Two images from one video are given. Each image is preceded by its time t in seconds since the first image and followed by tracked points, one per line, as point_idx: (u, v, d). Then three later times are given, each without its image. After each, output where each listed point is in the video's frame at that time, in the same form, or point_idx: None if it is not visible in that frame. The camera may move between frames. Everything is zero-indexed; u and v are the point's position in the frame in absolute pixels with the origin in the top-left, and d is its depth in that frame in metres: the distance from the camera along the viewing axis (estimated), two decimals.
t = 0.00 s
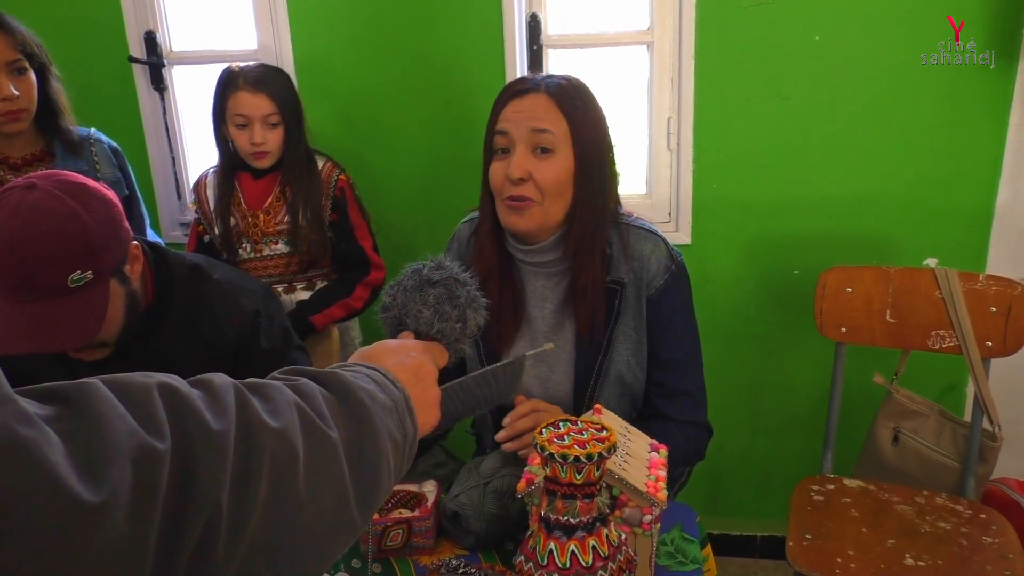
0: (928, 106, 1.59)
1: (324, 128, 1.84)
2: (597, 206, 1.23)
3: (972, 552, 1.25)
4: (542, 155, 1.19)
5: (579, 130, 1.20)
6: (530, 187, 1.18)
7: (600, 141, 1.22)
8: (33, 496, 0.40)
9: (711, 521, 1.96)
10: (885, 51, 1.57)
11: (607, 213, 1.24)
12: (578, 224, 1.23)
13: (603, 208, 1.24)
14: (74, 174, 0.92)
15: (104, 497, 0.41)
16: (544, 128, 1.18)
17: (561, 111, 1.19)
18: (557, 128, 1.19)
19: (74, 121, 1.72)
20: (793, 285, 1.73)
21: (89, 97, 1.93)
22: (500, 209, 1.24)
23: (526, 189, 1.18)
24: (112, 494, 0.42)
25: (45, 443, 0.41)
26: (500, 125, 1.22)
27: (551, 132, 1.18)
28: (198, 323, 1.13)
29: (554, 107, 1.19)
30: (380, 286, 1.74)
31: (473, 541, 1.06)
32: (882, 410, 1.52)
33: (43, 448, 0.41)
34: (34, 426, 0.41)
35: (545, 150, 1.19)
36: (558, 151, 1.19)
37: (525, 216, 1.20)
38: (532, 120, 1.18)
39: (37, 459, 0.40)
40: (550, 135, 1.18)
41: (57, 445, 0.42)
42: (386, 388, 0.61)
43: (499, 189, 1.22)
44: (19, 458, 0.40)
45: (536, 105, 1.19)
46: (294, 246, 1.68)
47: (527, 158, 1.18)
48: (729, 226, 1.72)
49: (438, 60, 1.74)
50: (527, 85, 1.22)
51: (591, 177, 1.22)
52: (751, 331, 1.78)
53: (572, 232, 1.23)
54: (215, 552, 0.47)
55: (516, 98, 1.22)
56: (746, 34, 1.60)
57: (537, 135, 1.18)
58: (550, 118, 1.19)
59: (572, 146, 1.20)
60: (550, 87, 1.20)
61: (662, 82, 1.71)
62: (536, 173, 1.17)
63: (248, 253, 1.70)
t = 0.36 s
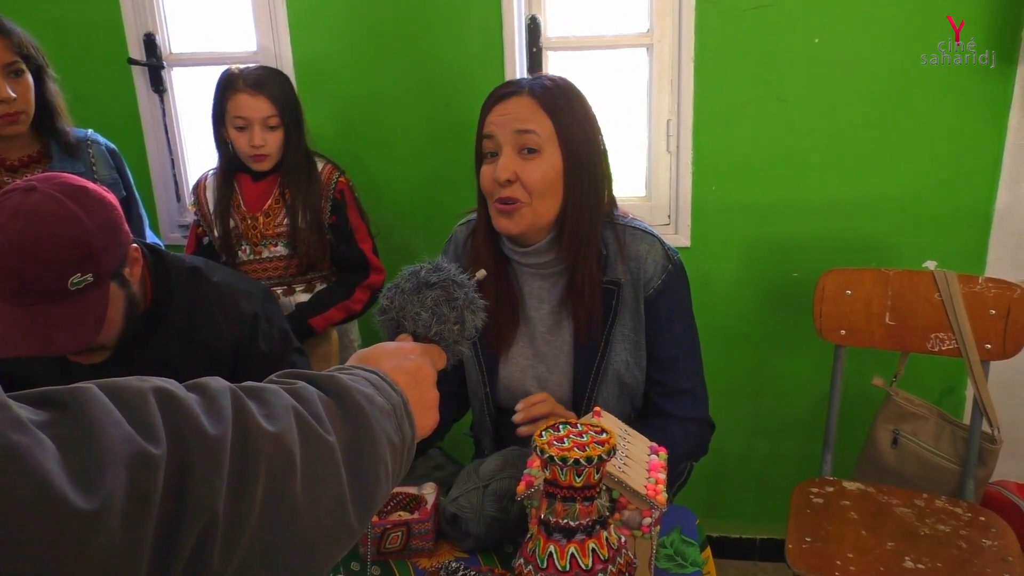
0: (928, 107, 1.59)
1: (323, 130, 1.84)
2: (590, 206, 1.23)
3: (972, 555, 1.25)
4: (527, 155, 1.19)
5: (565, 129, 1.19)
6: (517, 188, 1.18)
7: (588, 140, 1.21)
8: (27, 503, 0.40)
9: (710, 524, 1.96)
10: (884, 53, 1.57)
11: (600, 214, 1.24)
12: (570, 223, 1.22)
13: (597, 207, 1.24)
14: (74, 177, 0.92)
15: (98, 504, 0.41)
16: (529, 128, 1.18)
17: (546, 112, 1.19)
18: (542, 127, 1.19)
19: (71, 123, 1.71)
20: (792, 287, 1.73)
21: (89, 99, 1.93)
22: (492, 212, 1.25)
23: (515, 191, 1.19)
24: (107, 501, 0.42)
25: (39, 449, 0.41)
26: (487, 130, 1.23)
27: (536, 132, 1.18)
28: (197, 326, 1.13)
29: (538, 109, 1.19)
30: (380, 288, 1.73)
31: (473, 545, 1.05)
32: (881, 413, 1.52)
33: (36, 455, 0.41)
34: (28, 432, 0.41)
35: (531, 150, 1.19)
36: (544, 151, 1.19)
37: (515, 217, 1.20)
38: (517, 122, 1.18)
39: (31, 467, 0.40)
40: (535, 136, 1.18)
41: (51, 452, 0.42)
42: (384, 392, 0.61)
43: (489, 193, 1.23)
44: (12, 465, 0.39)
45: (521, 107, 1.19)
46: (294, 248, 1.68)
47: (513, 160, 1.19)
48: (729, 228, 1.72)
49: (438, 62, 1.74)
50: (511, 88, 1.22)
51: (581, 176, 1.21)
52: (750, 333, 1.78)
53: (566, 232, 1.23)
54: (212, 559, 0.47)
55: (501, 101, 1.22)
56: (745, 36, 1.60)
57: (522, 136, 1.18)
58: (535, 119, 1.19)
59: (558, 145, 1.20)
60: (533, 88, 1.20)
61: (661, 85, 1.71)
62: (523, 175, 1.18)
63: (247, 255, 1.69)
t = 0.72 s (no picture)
0: (927, 109, 1.59)
1: (323, 133, 1.84)
2: (589, 208, 1.23)
3: (972, 557, 1.25)
4: (526, 159, 1.19)
5: (562, 132, 1.19)
6: (519, 193, 1.19)
7: (586, 142, 1.22)
8: (21, 507, 0.39)
9: (709, 527, 1.95)
10: (884, 54, 1.57)
11: (600, 215, 1.24)
12: (570, 225, 1.23)
13: (597, 208, 1.24)
14: (72, 180, 0.92)
15: (92, 508, 0.41)
16: (526, 132, 1.18)
17: (543, 115, 1.19)
18: (539, 130, 1.18)
19: (70, 126, 1.72)
20: (791, 289, 1.73)
21: (88, 102, 1.93)
22: (493, 216, 1.25)
23: (515, 195, 1.19)
24: (101, 504, 0.42)
25: (32, 452, 0.41)
26: (484, 134, 1.23)
27: (533, 135, 1.18)
28: (196, 328, 1.13)
29: (534, 112, 1.19)
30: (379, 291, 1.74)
31: (472, 547, 1.05)
32: (880, 416, 1.53)
33: (30, 459, 0.40)
34: (22, 436, 0.41)
35: (529, 154, 1.19)
36: (542, 154, 1.19)
37: (517, 223, 1.21)
38: (514, 125, 1.18)
39: (24, 470, 0.40)
40: (533, 139, 1.18)
41: (45, 454, 0.42)
42: (381, 393, 0.61)
43: (489, 197, 1.23)
44: (6, 469, 0.39)
45: (517, 111, 1.19)
46: (293, 251, 1.68)
47: (512, 164, 1.19)
48: (728, 230, 1.72)
49: (437, 65, 1.74)
50: (506, 91, 1.22)
51: (579, 178, 1.22)
52: (749, 335, 1.78)
53: (566, 234, 1.23)
54: (207, 561, 0.47)
55: (498, 105, 1.22)
56: (744, 38, 1.61)
57: (520, 140, 1.18)
58: (532, 122, 1.19)
59: (556, 148, 1.20)
60: (529, 91, 1.20)
61: (660, 87, 1.71)
62: (523, 179, 1.18)
63: (246, 258, 1.69)
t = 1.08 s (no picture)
0: (927, 110, 1.59)
1: (322, 135, 1.84)
2: (592, 213, 1.23)
3: (971, 559, 1.25)
4: (528, 164, 1.19)
5: (564, 137, 1.19)
6: (521, 197, 1.19)
7: (589, 148, 1.22)
8: (16, 512, 0.39)
9: (709, 529, 1.95)
10: (883, 55, 1.57)
11: (603, 221, 1.24)
12: (573, 230, 1.23)
13: (600, 213, 1.24)
14: (71, 183, 0.92)
15: (87, 511, 0.41)
16: (528, 137, 1.18)
17: (545, 120, 1.19)
18: (541, 135, 1.18)
19: (71, 128, 1.72)
20: (790, 292, 1.73)
21: (87, 105, 1.94)
22: (496, 220, 1.25)
23: (519, 200, 1.19)
24: (97, 507, 0.42)
25: (27, 455, 0.41)
26: (486, 139, 1.23)
27: (536, 140, 1.18)
28: (194, 330, 1.13)
29: (536, 117, 1.19)
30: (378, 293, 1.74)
31: (472, 548, 1.05)
32: (879, 418, 1.53)
33: (25, 462, 0.40)
34: (17, 440, 0.41)
35: (532, 159, 1.19)
36: (544, 159, 1.19)
37: (520, 225, 1.20)
38: (516, 130, 1.18)
39: (19, 474, 0.40)
40: (535, 144, 1.18)
41: (40, 457, 0.42)
42: (379, 394, 0.61)
43: (493, 203, 1.23)
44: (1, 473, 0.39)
45: (519, 116, 1.19)
46: (291, 253, 1.68)
47: (515, 169, 1.19)
48: (727, 232, 1.72)
49: (436, 67, 1.74)
50: (508, 97, 1.22)
51: (582, 182, 1.21)
52: (748, 337, 1.78)
53: (570, 239, 1.23)
54: (204, 565, 0.47)
55: (500, 110, 1.22)
56: (743, 40, 1.61)
57: (522, 145, 1.18)
58: (534, 127, 1.18)
59: (558, 153, 1.20)
60: (531, 96, 1.20)
61: (659, 89, 1.71)
62: (525, 184, 1.18)
63: (245, 260, 1.69)
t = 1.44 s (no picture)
0: (926, 111, 1.59)
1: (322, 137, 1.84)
2: (594, 220, 1.23)
3: (970, 561, 1.25)
4: (530, 170, 1.19)
5: (566, 143, 1.19)
6: (524, 203, 1.19)
7: (592, 154, 1.22)
8: (13, 515, 0.39)
9: (708, 531, 1.95)
10: (882, 56, 1.57)
11: (605, 227, 1.24)
12: (576, 236, 1.23)
13: (602, 219, 1.24)
14: (72, 185, 0.92)
15: (84, 512, 0.41)
16: (530, 144, 1.18)
17: (547, 126, 1.19)
18: (543, 142, 1.18)
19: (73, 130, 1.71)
20: (790, 293, 1.73)
21: (86, 106, 1.93)
22: (499, 226, 1.25)
23: (522, 206, 1.19)
24: (94, 508, 0.41)
25: (24, 456, 0.41)
26: (489, 146, 1.23)
27: (537, 147, 1.18)
28: (193, 331, 1.13)
29: (538, 123, 1.19)
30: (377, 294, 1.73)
31: (472, 547, 1.04)
32: (878, 419, 1.53)
33: (21, 463, 0.40)
34: (14, 441, 0.41)
35: (534, 166, 1.19)
36: (546, 165, 1.19)
37: (522, 230, 1.21)
38: (518, 137, 1.18)
39: (15, 475, 0.40)
40: (537, 151, 1.18)
41: (37, 459, 0.42)
42: (378, 396, 0.61)
43: (495, 209, 1.23)
44: None
45: (520, 122, 1.19)
46: (290, 254, 1.68)
47: (517, 176, 1.19)
48: (726, 233, 1.72)
49: (435, 68, 1.74)
50: (509, 103, 1.22)
51: (584, 188, 1.22)
52: (747, 338, 1.78)
53: (573, 245, 1.23)
54: (201, 567, 0.47)
55: (501, 117, 1.22)
56: (743, 41, 1.61)
57: (524, 152, 1.18)
58: (535, 133, 1.18)
59: (560, 159, 1.20)
60: (533, 101, 1.20)
61: (658, 91, 1.71)
62: (528, 191, 1.18)
63: (244, 261, 1.69)
